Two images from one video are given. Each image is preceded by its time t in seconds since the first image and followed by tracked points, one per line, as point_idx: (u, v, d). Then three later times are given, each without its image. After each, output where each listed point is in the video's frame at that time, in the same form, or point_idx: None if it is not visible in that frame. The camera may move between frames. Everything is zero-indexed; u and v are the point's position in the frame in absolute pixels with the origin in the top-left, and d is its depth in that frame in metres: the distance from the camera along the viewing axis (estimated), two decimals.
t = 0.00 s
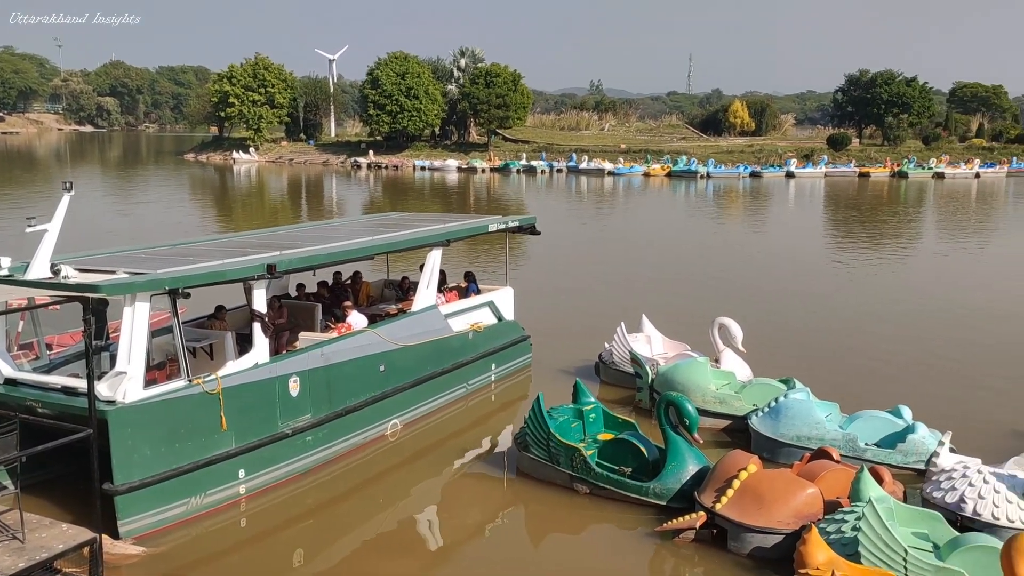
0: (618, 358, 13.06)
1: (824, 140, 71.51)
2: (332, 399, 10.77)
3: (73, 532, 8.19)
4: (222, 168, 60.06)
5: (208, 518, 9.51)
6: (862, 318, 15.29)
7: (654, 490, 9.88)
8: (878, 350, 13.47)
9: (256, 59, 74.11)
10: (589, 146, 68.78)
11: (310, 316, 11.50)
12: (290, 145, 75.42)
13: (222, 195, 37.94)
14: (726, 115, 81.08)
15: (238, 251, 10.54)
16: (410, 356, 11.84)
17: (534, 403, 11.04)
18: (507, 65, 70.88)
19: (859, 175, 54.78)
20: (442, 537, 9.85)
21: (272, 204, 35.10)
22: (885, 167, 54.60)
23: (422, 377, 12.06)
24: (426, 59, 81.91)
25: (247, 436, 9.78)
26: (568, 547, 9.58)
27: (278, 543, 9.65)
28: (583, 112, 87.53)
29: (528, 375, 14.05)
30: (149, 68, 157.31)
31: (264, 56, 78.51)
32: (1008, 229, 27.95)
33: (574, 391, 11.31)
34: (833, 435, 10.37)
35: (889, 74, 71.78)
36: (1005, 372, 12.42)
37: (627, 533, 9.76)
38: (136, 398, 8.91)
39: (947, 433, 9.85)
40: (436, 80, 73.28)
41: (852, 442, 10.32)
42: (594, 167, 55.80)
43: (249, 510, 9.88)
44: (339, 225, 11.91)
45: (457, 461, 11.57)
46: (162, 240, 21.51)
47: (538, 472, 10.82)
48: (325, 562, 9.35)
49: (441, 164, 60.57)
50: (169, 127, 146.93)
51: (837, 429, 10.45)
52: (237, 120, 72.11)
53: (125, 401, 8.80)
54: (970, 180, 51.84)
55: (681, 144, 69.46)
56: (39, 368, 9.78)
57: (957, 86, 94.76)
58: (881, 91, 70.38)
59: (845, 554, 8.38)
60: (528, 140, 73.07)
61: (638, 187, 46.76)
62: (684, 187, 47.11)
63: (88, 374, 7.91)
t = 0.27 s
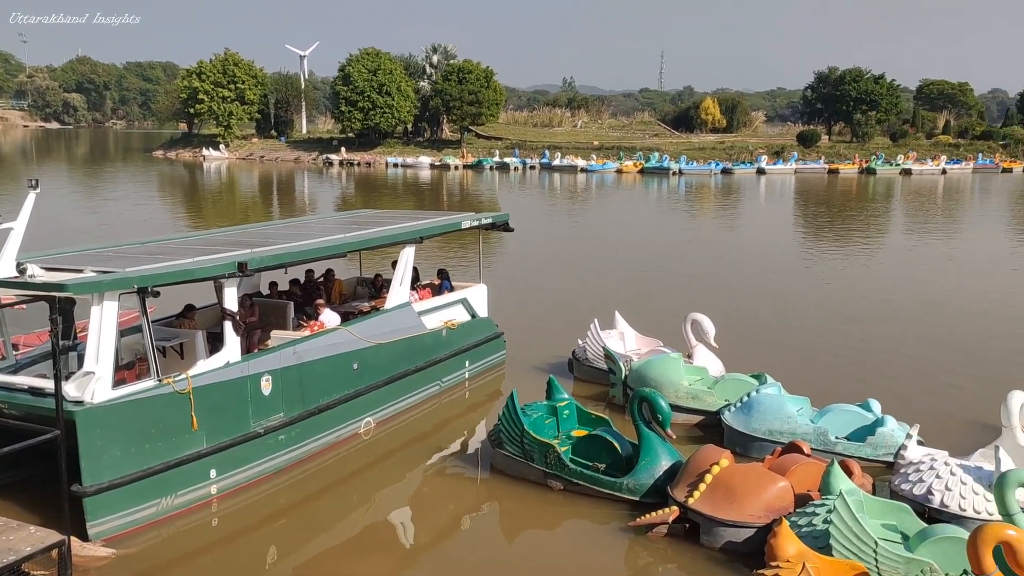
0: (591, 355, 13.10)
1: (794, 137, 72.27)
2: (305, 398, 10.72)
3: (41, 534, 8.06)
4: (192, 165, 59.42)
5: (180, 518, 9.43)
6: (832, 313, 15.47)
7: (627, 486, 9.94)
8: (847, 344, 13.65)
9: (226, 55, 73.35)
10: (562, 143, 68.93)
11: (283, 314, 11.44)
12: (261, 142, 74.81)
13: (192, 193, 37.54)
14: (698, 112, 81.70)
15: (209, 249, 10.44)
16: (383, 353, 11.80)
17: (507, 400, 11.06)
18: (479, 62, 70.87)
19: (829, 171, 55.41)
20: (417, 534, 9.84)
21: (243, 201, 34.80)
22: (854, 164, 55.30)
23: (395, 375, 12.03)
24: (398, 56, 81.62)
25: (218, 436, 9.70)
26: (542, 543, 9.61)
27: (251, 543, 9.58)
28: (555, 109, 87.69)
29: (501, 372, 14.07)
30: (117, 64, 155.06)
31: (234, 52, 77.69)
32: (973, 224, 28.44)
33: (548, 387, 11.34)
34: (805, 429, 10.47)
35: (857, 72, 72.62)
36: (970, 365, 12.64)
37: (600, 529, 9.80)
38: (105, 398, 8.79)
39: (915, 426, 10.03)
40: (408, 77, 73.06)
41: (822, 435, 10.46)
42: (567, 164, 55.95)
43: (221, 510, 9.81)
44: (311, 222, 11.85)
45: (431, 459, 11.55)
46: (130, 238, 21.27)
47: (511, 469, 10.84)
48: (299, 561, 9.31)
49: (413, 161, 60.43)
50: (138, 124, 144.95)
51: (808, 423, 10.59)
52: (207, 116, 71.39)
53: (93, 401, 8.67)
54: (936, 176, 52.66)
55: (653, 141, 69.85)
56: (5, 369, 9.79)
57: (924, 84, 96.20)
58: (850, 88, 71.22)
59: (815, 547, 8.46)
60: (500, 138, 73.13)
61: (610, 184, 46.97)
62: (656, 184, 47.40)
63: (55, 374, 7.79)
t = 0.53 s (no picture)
0: (564, 352, 13.11)
1: (762, 134, 73.02)
2: (276, 397, 10.63)
3: (6, 540, 7.94)
4: (157, 163, 58.67)
5: (149, 521, 9.31)
6: (800, 308, 15.63)
7: (600, 482, 9.98)
8: (816, 339, 13.79)
9: (191, 51, 72.40)
10: (532, 140, 68.99)
11: (253, 314, 11.35)
12: (229, 139, 74.09)
13: (158, 192, 37.01)
14: (667, 109, 82.21)
15: (177, 248, 10.32)
16: (355, 352, 11.74)
17: (480, 397, 11.04)
18: (449, 59, 70.73)
19: (796, 168, 56.02)
20: (390, 534, 9.79)
21: (210, 200, 34.43)
22: (821, 160, 55.97)
23: (367, 374, 11.97)
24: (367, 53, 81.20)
25: (188, 437, 9.59)
26: (516, 540, 9.63)
27: (223, 544, 9.48)
28: (526, 106, 87.74)
29: (474, 370, 14.05)
30: (80, 61, 152.39)
31: (201, 48, 76.72)
32: (936, 219, 28.92)
33: (520, 385, 11.35)
34: (776, 423, 10.53)
35: (823, 69, 73.48)
36: (936, 358, 12.84)
37: (573, 525, 9.84)
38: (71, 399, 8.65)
39: (882, 419, 10.14)
40: (377, 74, 72.68)
41: (793, 429, 10.53)
42: (537, 161, 56.00)
43: (191, 512, 9.69)
44: (281, 221, 11.75)
45: (404, 457, 11.51)
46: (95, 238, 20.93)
47: (484, 466, 10.85)
48: (271, 562, 9.22)
49: (384, 158, 60.20)
50: (102, 122, 142.63)
51: (778, 417, 10.65)
52: (173, 113, 70.46)
53: (59, 404, 8.53)
54: (901, 172, 53.49)
55: (623, 138, 70.18)
56: None
57: (889, 81, 97.71)
58: (817, 85, 72.03)
59: (787, 540, 8.54)
60: (471, 135, 73.06)
61: (580, 181, 47.09)
62: (626, 181, 47.62)
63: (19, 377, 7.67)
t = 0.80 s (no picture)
0: (533, 350, 13.11)
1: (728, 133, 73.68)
2: (243, 400, 10.53)
3: None
4: (120, 164, 57.79)
5: (115, 526, 9.17)
6: (768, 305, 15.79)
7: (570, 480, 10.01)
8: (783, 335, 13.95)
9: (154, 50, 71.40)
10: (500, 139, 69.03)
11: (219, 315, 11.24)
12: (193, 140, 73.17)
13: (120, 193, 36.45)
14: (635, 108, 82.69)
15: (141, 250, 10.19)
16: (324, 353, 11.67)
17: (450, 397, 11.01)
18: (415, 58, 70.55)
19: (762, 165, 56.64)
20: (360, 535, 9.73)
21: (175, 200, 33.99)
22: (785, 158, 56.64)
23: (336, 375, 11.91)
24: (333, 52, 80.74)
25: (153, 441, 9.46)
26: (487, 539, 9.63)
27: (191, 549, 9.36)
28: (493, 105, 87.70)
29: (444, 369, 14.03)
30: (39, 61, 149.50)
31: (163, 48, 75.67)
32: (897, 216, 29.41)
33: (490, 384, 11.34)
34: (744, 418, 10.53)
35: (787, 68, 74.24)
36: (900, 353, 13.05)
37: (544, 523, 9.86)
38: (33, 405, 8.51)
39: (849, 413, 10.22)
40: (344, 73, 72.21)
41: (761, 424, 10.54)
42: (506, 160, 56.04)
43: (158, 517, 9.56)
44: (247, 221, 11.65)
45: (374, 458, 11.45)
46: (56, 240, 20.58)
47: (455, 466, 10.83)
48: (241, 566, 9.12)
49: (351, 158, 59.88)
50: (63, 122, 140.12)
51: (747, 413, 10.67)
52: (135, 113, 69.43)
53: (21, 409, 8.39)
54: (863, 169, 54.30)
55: (590, 137, 70.47)
56: None
57: (851, 80, 99.10)
58: (781, 84, 72.81)
59: (756, 534, 8.67)
60: (438, 134, 72.93)
61: (548, 180, 47.21)
62: (594, 179, 47.79)
63: None
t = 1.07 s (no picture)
0: (494, 350, 13.09)
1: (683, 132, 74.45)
2: (200, 404, 10.38)
3: None
4: (69, 166, 56.59)
5: (67, 536, 8.97)
6: (725, 302, 15.97)
7: (531, 479, 10.01)
8: (740, 331, 14.11)
9: (103, 50, 70.03)
10: (458, 139, 68.99)
11: (174, 319, 11.07)
12: (145, 141, 71.96)
13: (69, 196, 35.69)
14: (591, 107, 83.26)
15: (91, 253, 9.99)
16: (281, 356, 11.55)
17: (410, 398, 10.96)
18: (371, 57, 70.24)
19: (717, 164, 57.40)
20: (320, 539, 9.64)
21: (126, 203, 33.39)
22: (740, 156, 57.44)
23: (294, 378, 11.80)
24: (288, 52, 80.00)
25: (107, 448, 9.28)
26: (449, 540, 9.60)
27: (147, 556, 9.19)
28: (450, 105, 87.52)
29: (403, 370, 13.97)
30: None
31: (113, 47, 74.21)
32: (847, 212, 29.97)
33: (450, 384, 11.31)
34: (703, 415, 10.56)
35: (741, 67, 75.10)
36: (854, 347, 13.28)
37: (506, 523, 9.86)
38: None
39: (805, 407, 10.30)
40: (299, 73, 71.58)
41: (719, 420, 10.57)
42: (464, 160, 56.01)
43: (113, 525, 9.38)
44: (201, 223, 11.49)
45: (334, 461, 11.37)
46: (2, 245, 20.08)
47: (416, 467, 10.78)
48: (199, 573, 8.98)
49: (307, 159, 59.42)
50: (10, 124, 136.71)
51: (706, 409, 10.68)
52: (85, 114, 68.03)
53: None
54: (816, 167, 55.27)
55: (548, 136, 70.78)
56: None
57: (803, 79, 100.75)
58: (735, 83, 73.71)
59: (716, 529, 8.77)
60: (395, 134, 72.71)
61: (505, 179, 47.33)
62: (552, 179, 47.98)
63: None
